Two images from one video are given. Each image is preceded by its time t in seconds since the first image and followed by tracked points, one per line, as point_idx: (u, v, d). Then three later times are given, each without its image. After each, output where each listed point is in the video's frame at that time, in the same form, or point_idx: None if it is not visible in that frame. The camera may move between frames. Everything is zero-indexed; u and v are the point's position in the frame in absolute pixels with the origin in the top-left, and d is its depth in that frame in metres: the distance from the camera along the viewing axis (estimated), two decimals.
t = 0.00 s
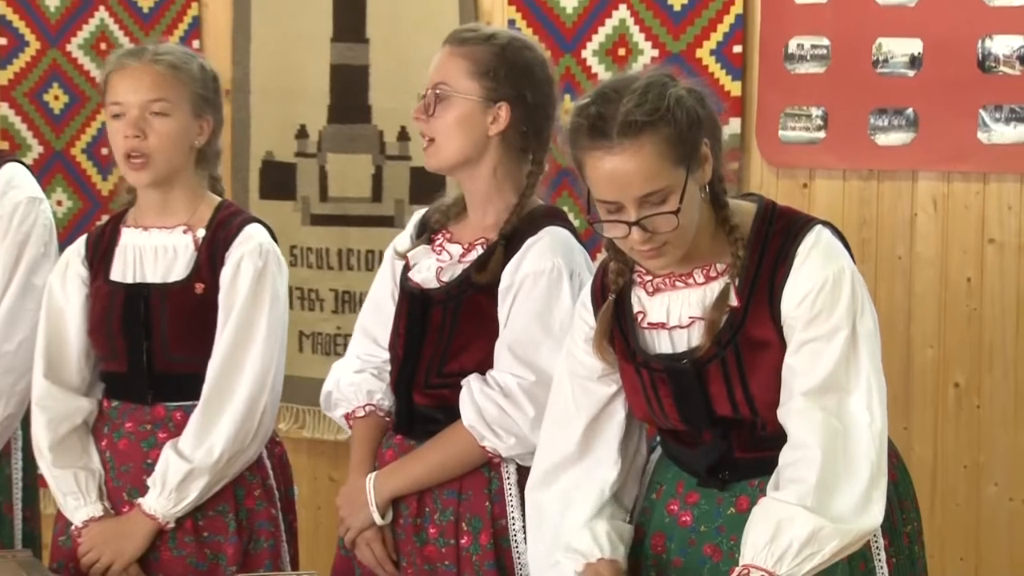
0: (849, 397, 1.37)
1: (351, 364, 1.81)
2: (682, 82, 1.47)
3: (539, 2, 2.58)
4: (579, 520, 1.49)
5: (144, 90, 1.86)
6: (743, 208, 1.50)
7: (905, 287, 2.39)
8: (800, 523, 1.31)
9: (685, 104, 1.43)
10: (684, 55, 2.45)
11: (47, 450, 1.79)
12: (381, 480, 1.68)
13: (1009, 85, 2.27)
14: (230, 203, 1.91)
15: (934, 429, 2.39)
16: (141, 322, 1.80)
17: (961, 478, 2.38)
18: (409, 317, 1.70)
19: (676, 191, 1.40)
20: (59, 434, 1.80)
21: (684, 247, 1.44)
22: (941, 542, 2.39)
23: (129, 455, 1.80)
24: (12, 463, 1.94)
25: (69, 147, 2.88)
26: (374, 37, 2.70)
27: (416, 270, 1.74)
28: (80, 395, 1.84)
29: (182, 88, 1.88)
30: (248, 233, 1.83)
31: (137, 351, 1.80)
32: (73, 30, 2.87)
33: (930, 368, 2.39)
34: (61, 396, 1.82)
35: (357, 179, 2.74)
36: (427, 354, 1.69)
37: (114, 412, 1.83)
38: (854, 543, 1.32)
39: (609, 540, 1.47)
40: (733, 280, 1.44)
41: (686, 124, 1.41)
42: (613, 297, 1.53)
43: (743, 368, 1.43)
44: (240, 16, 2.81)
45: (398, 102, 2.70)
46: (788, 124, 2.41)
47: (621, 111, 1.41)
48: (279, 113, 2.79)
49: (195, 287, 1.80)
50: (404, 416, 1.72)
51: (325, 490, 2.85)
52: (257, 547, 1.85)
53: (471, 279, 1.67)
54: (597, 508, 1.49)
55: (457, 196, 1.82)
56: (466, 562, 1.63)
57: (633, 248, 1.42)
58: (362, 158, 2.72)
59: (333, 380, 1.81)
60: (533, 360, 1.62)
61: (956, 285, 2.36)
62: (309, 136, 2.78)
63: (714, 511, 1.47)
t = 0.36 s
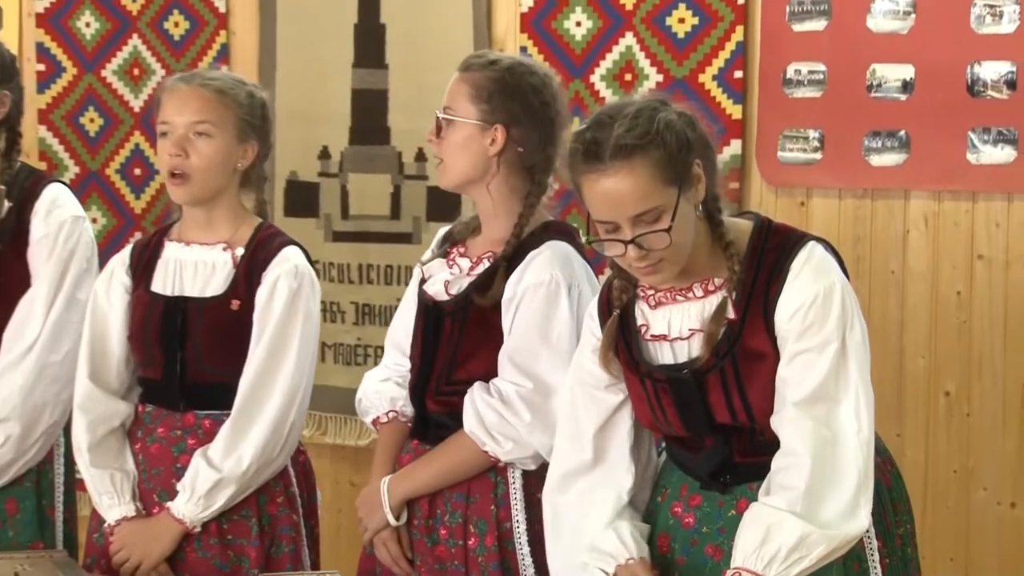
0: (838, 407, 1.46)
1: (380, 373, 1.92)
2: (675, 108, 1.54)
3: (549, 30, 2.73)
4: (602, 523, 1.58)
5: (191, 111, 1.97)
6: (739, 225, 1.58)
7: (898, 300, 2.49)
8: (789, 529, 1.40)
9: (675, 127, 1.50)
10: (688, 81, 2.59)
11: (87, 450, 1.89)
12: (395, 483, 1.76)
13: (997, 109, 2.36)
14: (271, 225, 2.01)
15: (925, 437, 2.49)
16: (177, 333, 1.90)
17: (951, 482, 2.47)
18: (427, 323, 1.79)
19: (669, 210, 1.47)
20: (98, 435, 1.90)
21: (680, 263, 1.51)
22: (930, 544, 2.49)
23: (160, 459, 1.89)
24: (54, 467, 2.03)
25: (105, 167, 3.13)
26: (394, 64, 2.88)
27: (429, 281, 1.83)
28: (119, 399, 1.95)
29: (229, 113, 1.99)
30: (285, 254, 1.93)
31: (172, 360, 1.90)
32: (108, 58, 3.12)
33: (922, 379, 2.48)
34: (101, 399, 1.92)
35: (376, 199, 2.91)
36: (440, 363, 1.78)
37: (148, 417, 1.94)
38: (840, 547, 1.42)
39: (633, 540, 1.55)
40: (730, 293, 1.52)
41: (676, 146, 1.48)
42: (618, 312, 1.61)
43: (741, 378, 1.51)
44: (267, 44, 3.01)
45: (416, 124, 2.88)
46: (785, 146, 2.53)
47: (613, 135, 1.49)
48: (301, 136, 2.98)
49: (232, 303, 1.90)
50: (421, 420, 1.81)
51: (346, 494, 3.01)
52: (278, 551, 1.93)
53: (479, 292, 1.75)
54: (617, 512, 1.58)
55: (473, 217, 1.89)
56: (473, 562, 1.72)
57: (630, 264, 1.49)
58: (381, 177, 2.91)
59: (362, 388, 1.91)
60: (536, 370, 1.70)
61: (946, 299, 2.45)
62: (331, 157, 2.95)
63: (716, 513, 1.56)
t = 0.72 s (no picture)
0: (831, 410, 1.55)
1: (403, 379, 2.02)
2: (666, 125, 1.58)
3: (560, 52, 2.84)
4: (578, 514, 1.67)
5: (227, 129, 2.07)
6: (737, 237, 1.68)
7: (892, 311, 2.59)
8: (783, 527, 1.49)
9: (665, 143, 1.54)
10: (692, 101, 2.71)
11: (122, 451, 1.99)
12: (414, 484, 1.86)
13: (987, 127, 2.45)
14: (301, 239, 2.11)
15: (919, 442, 2.58)
16: (209, 342, 2.00)
17: (943, 483, 2.56)
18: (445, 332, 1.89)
19: (663, 221, 1.51)
20: (133, 437, 2.00)
21: (676, 272, 1.55)
22: (924, 544, 2.58)
23: (192, 460, 2.00)
24: (95, 466, 2.20)
25: (138, 183, 3.30)
26: (411, 86, 3.01)
27: (448, 291, 1.93)
28: (154, 403, 2.05)
29: (263, 133, 2.08)
30: (312, 268, 2.03)
31: (204, 367, 2.00)
32: (142, 79, 3.28)
33: (916, 384, 2.57)
34: (137, 402, 2.03)
35: (395, 213, 3.04)
36: (458, 370, 1.88)
37: (181, 419, 2.04)
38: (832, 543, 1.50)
39: (592, 534, 1.64)
40: (727, 301, 1.61)
41: (668, 161, 1.52)
42: (621, 323, 1.71)
43: (740, 383, 1.61)
44: (292, 66, 3.16)
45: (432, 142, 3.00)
46: (784, 163, 2.64)
47: (607, 152, 1.53)
48: (325, 154, 3.11)
49: (261, 313, 2.00)
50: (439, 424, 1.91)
51: (367, 493, 3.13)
52: (303, 549, 2.03)
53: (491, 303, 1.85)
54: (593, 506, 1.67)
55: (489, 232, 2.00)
56: (487, 558, 1.81)
57: (629, 275, 1.53)
58: (400, 192, 3.03)
59: (385, 394, 2.01)
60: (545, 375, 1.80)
61: (939, 308, 2.55)
62: (352, 173, 3.08)
63: (718, 511, 1.65)
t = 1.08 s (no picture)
0: (830, 407, 1.63)
1: (424, 377, 2.12)
2: (666, 137, 1.68)
3: (573, 66, 2.95)
4: (612, 515, 1.76)
5: (247, 139, 2.17)
6: (737, 241, 1.76)
7: (890, 314, 2.69)
8: (786, 520, 1.58)
9: (666, 153, 1.63)
10: (699, 112, 2.80)
11: (156, 447, 2.09)
12: (439, 477, 1.94)
13: (981, 138, 2.54)
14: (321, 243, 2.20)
15: (915, 441, 2.67)
16: (238, 343, 2.10)
17: (939, 477, 2.65)
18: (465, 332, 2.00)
19: (666, 227, 1.60)
20: (166, 434, 2.11)
21: (682, 275, 1.64)
22: (921, 537, 2.68)
23: (223, 455, 2.10)
24: (130, 460, 2.31)
25: (171, 191, 3.42)
26: (431, 97, 3.11)
27: (470, 293, 2.03)
28: (186, 401, 2.16)
29: (282, 140, 2.18)
30: (333, 269, 2.13)
31: (233, 366, 2.10)
32: (175, 91, 3.41)
33: (912, 383, 2.67)
34: (169, 402, 2.13)
35: (415, 219, 3.14)
36: (480, 368, 1.98)
37: (213, 416, 2.14)
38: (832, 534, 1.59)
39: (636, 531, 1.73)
40: (730, 303, 1.70)
41: (668, 169, 1.62)
42: (628, 327, 1.79)
43: (742, 381, 1.69)
44: (317, 83, 3.26)
45: (450, 151, 3.10)
46: (787, 172, 2.74)
47: (610, 163, 1.62)
48: (347, 161, 3.22)
49: (286, 313, 2.10)
50: (460, 420, 2.01)
51: (389, 487, 3.23)
52: (330, 538, 2.13)
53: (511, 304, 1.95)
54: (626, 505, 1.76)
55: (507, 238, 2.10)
56: (509, 548, 1.90)
57: (636, 279, 1.63)
58: (420, 199, 3.14)
59: (406, 391, 2.11)
60: (559, 372, 1.89)
61: (934, 310, 2.64)
62: (374, 181, 3.19)
63: (723, 504, 1.73)
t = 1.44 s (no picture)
0: (834, 402, 1.69)
1: (442, 373, 2.19)
2: (680, 145, 1.73)
3: (586, 78, 3.05)
4: (628, 504, 1.81)
5: (259, 147, 2.22)
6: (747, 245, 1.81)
7: (890, 313, 2.78)
8: (791, 507, 1.63)
9: (680, 161, 1.69)
10: (707, 121, 2.90)
11: (185, 444, 2.18)
12: (465, 469, 2.00)
13: (977, 146, 2.64)
14: (337, 242, 2.28)
15: (915, 437, 2.77)
16: (262, 343, 2.18)
17: (937, 470, 2.75)
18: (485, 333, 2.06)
19: (679, 231, 1.65)
20: (196, 431, 2.19)
21: (693, 277, 1.70)
22: (919, 528, 2.78)
23: (253, 448, 2.19)
24: (161, 452, 2.37)
25: (204, 197, 3.52)
26: (450, 107, 3.22)
27: (490, 294, 2.09)
28: (214, 400, 2.24)
29: (293, 145, 2.24)
30: (349, 266, 2.20)
31: (259, 364, 2.18)
32: (207, 103, 3.50)
33: (912, 380, 2.77)
34: (197, 401, 2.21)
35: (435, 223, 3.24)
36: (503, 366, 2.04)
37: (243, 412, 2.23)
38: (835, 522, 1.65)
39: (652, 519, 1.79)
40: (739, 304, 1.75)
41: (682, 176, 1.67)
42: (641, 325, 1.84)
43: (751, 378, 1.75)
44: (343, 99, 3.36)
45: (468, 157, 3.21)
46: (792, 178, 2.84)
47: (626, 170, 1.67)
48: (372, 167, 3.33)
49: (306, 310, 2.18)
50: (483, 416, 2.07)
51: (411, 478, 3.34)
52: (355, 525, 2.24)
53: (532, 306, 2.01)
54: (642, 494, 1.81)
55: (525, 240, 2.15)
56: (533, 535, 1.96)
57: (649, 280, 1.68)
58: (440, 205, 3.24)
59: (425, 386, 2.18)
60: (582, 366, 1.94)
61: (932, 310, 2.74)
62: (397, 186, 3.30)
63: (730, 496, 1.79)
